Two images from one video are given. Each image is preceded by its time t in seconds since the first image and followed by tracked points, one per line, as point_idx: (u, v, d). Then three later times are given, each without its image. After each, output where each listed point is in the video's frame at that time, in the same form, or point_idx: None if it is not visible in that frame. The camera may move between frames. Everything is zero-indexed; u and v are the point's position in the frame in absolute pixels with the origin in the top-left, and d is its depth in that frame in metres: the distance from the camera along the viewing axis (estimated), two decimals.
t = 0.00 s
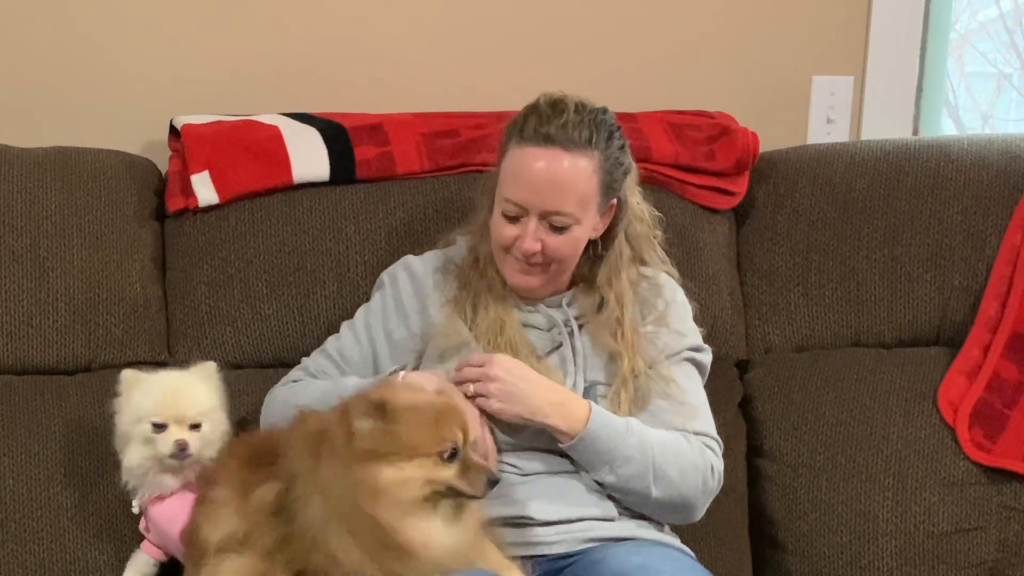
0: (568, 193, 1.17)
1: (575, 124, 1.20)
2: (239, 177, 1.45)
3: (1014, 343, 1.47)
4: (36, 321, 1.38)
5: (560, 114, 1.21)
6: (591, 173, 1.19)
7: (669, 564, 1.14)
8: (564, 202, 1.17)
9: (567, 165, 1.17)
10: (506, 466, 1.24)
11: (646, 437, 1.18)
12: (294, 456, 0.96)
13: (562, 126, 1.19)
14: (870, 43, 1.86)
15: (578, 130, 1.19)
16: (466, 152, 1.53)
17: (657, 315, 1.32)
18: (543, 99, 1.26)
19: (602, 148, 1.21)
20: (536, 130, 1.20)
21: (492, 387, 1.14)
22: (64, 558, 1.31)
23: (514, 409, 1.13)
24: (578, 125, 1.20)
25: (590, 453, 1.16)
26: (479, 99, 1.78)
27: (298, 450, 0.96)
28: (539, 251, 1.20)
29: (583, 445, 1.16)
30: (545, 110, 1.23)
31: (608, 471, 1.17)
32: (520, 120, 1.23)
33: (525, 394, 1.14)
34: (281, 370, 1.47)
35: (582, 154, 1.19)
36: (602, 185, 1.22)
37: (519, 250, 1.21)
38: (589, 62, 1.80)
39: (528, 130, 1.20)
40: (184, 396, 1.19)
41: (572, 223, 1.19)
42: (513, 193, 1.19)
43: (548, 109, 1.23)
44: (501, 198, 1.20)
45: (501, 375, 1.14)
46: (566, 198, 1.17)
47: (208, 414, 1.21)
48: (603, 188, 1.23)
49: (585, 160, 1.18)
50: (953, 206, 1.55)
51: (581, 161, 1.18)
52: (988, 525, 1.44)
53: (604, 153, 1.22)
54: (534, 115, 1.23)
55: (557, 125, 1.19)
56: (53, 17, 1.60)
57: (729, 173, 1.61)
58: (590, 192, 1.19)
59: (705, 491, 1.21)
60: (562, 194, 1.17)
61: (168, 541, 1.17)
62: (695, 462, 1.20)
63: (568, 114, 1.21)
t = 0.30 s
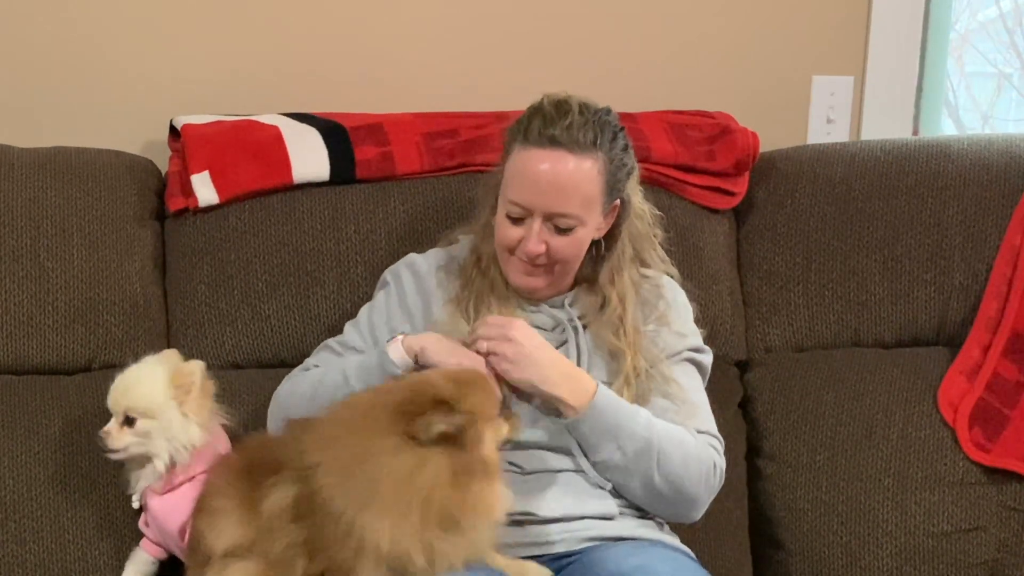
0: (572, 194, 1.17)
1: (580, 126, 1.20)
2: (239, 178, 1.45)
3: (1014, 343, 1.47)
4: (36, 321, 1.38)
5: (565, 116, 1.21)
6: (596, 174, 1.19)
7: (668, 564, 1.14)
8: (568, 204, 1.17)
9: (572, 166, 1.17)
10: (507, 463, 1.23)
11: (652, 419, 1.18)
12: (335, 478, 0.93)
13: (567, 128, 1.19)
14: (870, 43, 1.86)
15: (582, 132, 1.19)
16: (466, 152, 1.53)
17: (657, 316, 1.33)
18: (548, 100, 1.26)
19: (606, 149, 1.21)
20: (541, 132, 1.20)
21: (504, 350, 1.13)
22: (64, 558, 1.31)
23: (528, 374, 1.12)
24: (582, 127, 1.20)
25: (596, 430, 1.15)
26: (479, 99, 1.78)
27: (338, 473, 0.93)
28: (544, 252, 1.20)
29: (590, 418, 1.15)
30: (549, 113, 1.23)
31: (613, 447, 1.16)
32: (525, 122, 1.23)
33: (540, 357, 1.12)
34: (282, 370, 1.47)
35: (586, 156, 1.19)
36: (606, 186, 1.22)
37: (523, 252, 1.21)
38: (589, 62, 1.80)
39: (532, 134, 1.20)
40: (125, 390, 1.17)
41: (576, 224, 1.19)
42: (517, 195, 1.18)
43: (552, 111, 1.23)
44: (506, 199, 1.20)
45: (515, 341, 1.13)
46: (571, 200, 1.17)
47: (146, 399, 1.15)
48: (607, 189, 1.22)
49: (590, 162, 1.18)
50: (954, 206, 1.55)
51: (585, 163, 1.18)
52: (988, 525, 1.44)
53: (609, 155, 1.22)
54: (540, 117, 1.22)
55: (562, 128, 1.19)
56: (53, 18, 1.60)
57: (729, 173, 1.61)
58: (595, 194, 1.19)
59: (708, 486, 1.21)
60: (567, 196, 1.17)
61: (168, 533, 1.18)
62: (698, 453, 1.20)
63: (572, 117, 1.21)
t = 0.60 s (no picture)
0: (579, 203, 1.17)
1: (587, 133, 1.20)
2: (239, 178, 1.45)
3: (1014, 342, 1.47)
4: (36, 321, 1.38)
5: (572, 123, 1.21)
6: (601, 182, 1.19)
7: (669, 564, 1.13)
8: (573, 212, 1.17)
9: (577, 173, 1.17)
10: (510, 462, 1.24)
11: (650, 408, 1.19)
12: (371, 454, 0.99)
13: (574, 135, 1.19)
14: (870, 44, 1.86)
15: (589, 139, 1.19)
16: (467, 153, 1.53)
17: (658, 316, 1.33)
18: (555, 104, 1.26)
19: (613, 156, 1.22)
20: (547, 140, 1.20)
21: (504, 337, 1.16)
22: (64, 558, 1.31)
23: (526, 361, 1.15)
24: (589, 134, 1.20)
25: (595, 414, 1.16)
26: (479, 98, 1.78)
27: (376, 447, 0.99)
28: (548, 258, 1.20)
29: (589, 400, 1.16)
30: (556, 118, 1.23)
31: (614, 431, 1.17)
32: (533, 125, 1.23)
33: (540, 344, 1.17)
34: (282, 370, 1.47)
35: (592, 163, 1.18)
36: (611, 193, 1.22)
37: (527, 257, 1.21)
38: (589, 63, 1.80)
39: (539, 141, 1.20)
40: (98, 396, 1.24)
41: (580, 230, 1.19)
42: (522, 201, 1.18)
43: (558, 116, 1.23)
44: (511, 205, 1.20)
45: (514, 330, 1.17)
46: (577, 208, 1.17)
47: (97, 406, 1.20)
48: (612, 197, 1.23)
49: (596, 170, 1.18)
50: (953, 206, 1.55)
51: (592, 171, 1.18)
52: (988, 525, 1.44)
53: (614, 161, 1.22)
54: (547, 122, 1.22)
55: (570, 136, 1.19)
56: (52, 18, 1.60)
57: (729, 173, 1.61)
58: (600, 200, 1.19)
59: (711, 478, 1.21)
60: (572, 204, 1.17)
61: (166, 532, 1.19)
62: (700, 443, 1.20)
63: (579, 122, 1.21)
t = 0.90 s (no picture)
0: (568, 201, 1.17)
1: (577, 131, 1.20)
2: (238, 178, 1.45)
3: (1013, 343, 1.47)
4: (36, 321, 1.38)
5: (563, 120, 1.21)
6: (592, 181, 1.19)
7: (669, 564, 1.13)
8: (563, 209, 1.17)
9: (568, 171, 1.17)
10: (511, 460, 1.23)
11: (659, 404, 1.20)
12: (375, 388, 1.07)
13: (564, 133, 1.19)
14: (870, 44, 1.86)
15: (579, 137, 1.20)
16: (466, 153, 1.53)
17: (661, 317, 1.33)
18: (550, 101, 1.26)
19: (604, 154, 1.21)
20: (537, 135, 1.20)
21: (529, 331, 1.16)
22: (65, 558, 1.31)
23: (543, 349, 1.15)
24: (580, 132, 1.20)
25: (607, 404, 1.17)
26: (479, 98, 1.78)
27: (377, 383, 1.07)
28: (536, 254, 1.21)
29: (601, 390, 1.17)
30: (549, 115, 1.23)
31: (624, 423, 1.17)
32: (525, 122, 1.24)
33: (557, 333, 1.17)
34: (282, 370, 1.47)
35: (582, 162, 1.19)
36: (603, 193, 1.22)
37: (517, 254, 1.21)
38: (589, 63, 1.80)
39: (530, 137, 1.20)
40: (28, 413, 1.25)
41: (569, 228, 1.20)
42: (513, 197, 1.19)
43: (551, 113, 1.23)
44: (503, 200, 1.20)
45: (532, 322, 1.16)
46: (565, 206, 1.17)
47: (29, 424, 1.22)
48: (604, 196, 1.23)
49: (587, 168, 1.18)
50: (953, 205, 1.55)
51: (582, 170, 1.18)
52: (988, 525, 1.44)
53: (607, 161, 1.22)
54: (538, 119, 1.23)
55: (558, 133, 1.19)
56: (52, 18, 1.60)
57: (729, 173, 1.61)
58: (590, 199, 1.20)
59: (711, 480, 1.21)
60: (561, 201, 1.17)
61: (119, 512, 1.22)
62: (705, 446, 1.20)
63: (571, 120, 1.21)
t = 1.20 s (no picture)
0: (576, 177, 1.18)
1: (582, 111, 1.21)
2: (239, 178, 1.45)
3: (1013, 342, 1.47)
4: (36, 321, 1.38)
5: (565, 102, 1.22)
6: (598, 159, 1.20)
7: (671, 564, 1.13)
8: (572, 187, 1.18)
9: (576, 150, 1.18)
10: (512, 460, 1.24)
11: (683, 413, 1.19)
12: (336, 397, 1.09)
13: (569, 112, 1.21)
14: (870, 44, 1.86)
15: (584, 117, 1.21)
16: (466, 153, 1.53)
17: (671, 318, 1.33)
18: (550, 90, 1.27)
19: (608, 134, 1.22)
20: (542, 119, 1.21)
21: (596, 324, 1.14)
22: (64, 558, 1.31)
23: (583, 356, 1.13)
24: (583, 111, 1.22)
25: (636, 426, 1.16)
26: (479, 98, 1.78)
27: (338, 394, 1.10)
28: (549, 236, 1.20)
29: (637, 412, 1.14)
30: (550, 101, 1.24)
31: (649, 447, 1.16)
32: (526, 109, 1.25)
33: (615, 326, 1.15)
34: (281, 370, 1.47)
35: (588, 140, 1.20)
36: (610, 171, 1.23)
37: (529, 238, 1.21)
38: (589, 63, 1.80)
39: (534, 121, 1.22)
40: None
41: (579, 207, 1.20)
42: (523, 180, 1.19)
43: (552, 99, 1.24)
44: (511, 185, 1.21)
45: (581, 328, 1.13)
46: (575, 183, 1.18)
47: None
48: (610, 174, 1.23)
49: (593, 146, 1.20)
50: (954, 204, 1.55)
51: (589, 148, 1.19)
52: (988, 525, 1.44)
53: (611, 140, 1.23)
54: (540, 105, 1.24)
55: (563, 113, 1.20)
56: (51, 18, 1.60)
57: (728, 173, 1.61)
58: (598, 177, 1.20)
59: (715, 486, 1.22)
60: (570, 179, 1.18)
61: (113, 518, 1.18)
62: (722, 464, 1.22)
63: (573, 103, 1.22)
